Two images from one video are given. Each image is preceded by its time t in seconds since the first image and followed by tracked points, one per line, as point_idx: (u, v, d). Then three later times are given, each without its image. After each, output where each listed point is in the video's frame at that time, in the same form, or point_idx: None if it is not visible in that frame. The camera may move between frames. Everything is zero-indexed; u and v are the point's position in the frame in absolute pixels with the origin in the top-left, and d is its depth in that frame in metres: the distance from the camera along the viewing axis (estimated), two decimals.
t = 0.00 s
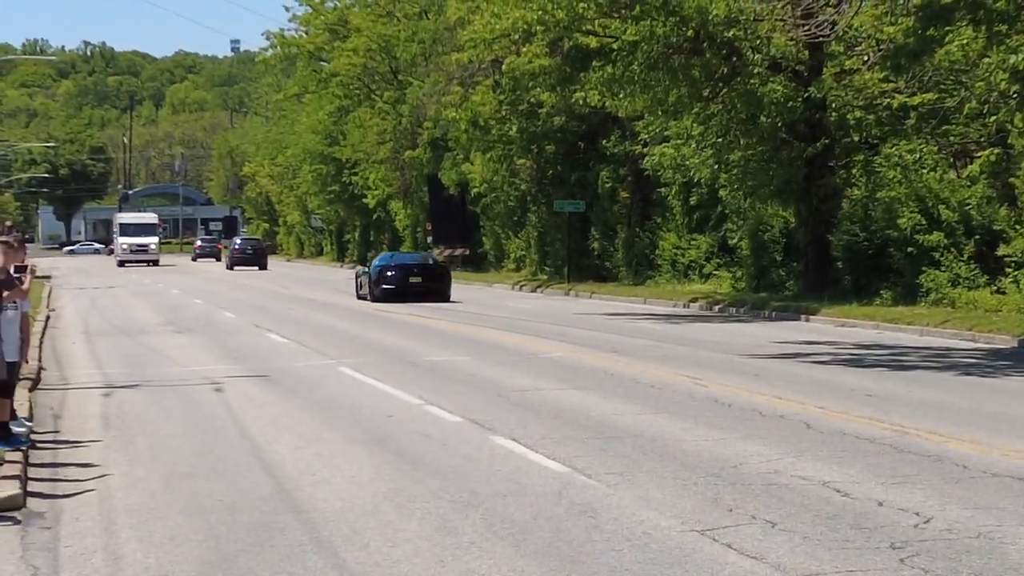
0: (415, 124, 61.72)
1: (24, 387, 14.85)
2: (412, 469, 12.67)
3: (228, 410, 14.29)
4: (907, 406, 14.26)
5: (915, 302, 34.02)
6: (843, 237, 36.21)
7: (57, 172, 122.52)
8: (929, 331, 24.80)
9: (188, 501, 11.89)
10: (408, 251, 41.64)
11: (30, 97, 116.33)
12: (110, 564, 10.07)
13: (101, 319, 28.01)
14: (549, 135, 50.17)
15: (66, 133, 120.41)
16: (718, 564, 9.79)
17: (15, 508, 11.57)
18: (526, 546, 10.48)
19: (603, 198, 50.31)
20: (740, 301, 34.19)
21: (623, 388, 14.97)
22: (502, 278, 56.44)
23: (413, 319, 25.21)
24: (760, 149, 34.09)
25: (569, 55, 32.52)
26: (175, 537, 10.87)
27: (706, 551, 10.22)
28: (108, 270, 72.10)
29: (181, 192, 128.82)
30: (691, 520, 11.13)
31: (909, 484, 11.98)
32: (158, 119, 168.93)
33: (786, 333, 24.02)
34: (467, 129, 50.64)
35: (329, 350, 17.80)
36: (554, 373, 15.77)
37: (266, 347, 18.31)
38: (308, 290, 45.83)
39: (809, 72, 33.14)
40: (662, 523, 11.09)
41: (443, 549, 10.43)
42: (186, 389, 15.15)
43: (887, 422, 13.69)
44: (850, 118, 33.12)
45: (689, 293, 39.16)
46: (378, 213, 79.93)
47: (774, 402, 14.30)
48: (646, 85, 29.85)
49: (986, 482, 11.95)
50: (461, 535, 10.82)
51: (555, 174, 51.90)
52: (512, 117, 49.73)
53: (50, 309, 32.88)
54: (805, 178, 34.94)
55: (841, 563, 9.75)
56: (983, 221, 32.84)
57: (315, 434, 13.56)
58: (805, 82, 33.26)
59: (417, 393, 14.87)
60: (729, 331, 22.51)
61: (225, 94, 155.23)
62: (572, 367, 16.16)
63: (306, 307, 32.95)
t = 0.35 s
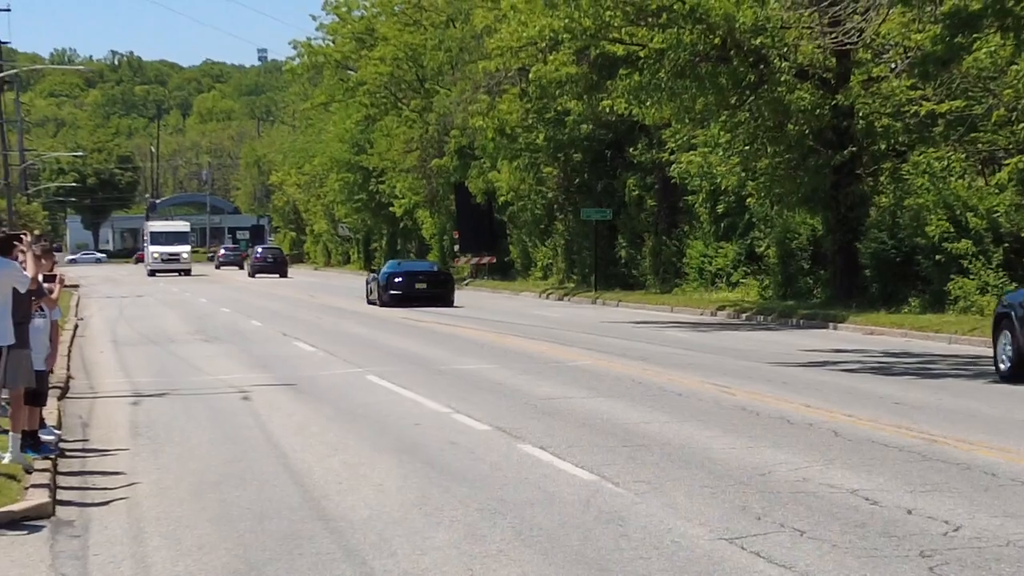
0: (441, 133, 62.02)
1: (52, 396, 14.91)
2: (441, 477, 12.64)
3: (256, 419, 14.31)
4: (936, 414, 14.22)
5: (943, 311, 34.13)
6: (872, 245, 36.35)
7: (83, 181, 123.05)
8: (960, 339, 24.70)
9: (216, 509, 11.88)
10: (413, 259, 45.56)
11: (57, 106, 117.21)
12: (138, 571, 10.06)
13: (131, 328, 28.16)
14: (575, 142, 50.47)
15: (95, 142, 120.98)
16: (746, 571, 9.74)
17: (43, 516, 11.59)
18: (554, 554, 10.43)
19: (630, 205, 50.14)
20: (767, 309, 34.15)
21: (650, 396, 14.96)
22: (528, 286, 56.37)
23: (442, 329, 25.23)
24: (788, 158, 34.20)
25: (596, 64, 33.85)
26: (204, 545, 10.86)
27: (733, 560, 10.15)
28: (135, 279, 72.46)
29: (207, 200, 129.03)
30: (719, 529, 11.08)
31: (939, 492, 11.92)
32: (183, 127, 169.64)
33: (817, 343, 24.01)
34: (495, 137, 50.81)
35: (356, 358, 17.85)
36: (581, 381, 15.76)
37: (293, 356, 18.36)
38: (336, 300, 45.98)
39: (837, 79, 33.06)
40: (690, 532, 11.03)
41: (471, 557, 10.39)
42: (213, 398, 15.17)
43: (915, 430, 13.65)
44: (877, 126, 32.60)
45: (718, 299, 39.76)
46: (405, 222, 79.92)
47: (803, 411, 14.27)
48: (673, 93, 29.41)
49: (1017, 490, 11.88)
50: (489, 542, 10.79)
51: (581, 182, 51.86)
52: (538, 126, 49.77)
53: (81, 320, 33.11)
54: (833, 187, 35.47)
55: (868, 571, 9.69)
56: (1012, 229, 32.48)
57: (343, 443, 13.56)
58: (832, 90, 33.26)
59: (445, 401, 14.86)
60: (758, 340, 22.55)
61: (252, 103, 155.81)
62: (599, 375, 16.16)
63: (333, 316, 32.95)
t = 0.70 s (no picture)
0: (473, 135, 62.10)
1: (86, 398, 14.97)
2: (475, 479, 12.62)
3: (290, 420, 14.33)
4: (970, 416, 14.16)
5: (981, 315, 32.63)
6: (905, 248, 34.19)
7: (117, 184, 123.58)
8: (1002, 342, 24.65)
9: (249, 510, 11.87)
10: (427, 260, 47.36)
11: (90, 109, 117.94)
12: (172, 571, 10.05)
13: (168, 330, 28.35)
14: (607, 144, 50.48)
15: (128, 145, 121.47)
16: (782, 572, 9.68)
17: (77, 518, 11.61)
18: (587, 556, 10.36)
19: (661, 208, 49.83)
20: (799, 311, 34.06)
21: (683, 398, 14.94)
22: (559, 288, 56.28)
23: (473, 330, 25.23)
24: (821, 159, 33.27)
25: (628, 67, 33.45)
26: (237, 546, 10.83)
27: (768, 562, 10.08)
28: (169, 281, 72.83)
29: (239, 203, 129.27)
30: (753, 531, 11.02)
31: (973, 494, 11.84)
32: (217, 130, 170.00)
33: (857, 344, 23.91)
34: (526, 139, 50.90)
35: (389, 360, 17.89)
36: (614, 383, 15.76)
37: (326, 357, 18.42)
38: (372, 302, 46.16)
39: (869, 81, 31.90)
40: (724, 534, 10.97)
41: (504, 558, 10.34)
42: (246, 400, 15.20)
43: (948, 432, 13.61)
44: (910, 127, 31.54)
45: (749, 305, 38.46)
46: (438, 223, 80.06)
47: (837, 413, 14.22)
48: (706, 94, 29.56)
49: None
50: (522, 544, 10.74)
51: (614, 185, 51.56)
52: (570, 128, 50.41)
53: (116, 322, 33.37)
54: (866, 189, 34.21)
55: (907, 572, 9.62)
56: None
57: (377, 445, 13.56)
58: (865, 91, 31.98)
59: (478, 404, 14.86)
60: (794, 342, 22.54)
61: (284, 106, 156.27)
62: (631, 377, 16.16)
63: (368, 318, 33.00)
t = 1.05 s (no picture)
0: (502, 139, 62.19)
1: (116, 402, 15.04)
2: (503, 483, 12.59)
3: (320, 425, 14.35)
4: (1000, 421, 14.09)
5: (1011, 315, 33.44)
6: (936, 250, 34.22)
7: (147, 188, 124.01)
8: None
9: (279, 515, 11.86)
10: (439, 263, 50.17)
11: (121, 114, 118.60)
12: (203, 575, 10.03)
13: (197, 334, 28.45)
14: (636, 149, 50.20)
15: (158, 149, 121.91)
16: None
17: (108, 522, 11.63)
18: (617, 560, 10.29)
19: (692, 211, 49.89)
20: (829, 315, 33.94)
21: (712, 402, 14.91)
22: (588, 293, 56.26)
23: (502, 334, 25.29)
24: (850, 163, 32.25)
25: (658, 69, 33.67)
26: (267, 550, 10.79)
27: (799, 567, 9.98)
28: (199, 286, 73.02)
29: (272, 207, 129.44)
30: (783, 535, 10.93)
31: (1005, 499, 11.74)
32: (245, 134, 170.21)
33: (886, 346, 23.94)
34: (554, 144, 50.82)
35: (419, 364, 17.93)
36: (642, 388, 15.75)
37: (354, 362, 18.47)
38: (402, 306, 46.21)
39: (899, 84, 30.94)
40: (754, 538, 10.88)
41: (534, 563, 10.28)
42: (276, 405, 15.23)
43: (979, 438, 13.54)
44: (940, 131, 30.26)
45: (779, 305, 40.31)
46: (467, 226, 80.10)
47: (867, 418, 14.18)
48: (735, 97, 29.51)
49: None
50: (551, 548, 10.66)
51: (643, 188, 51.96)
52: (600, 132, 49.02)
53: (146, 326, 33.53)
54: (897, 190, 32.48)
55: None
56: None
57: (407, 449, 13.56)
58: (894, 94, 31.08)
59: (506, 408, 14.87)
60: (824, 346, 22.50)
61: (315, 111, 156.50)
62: (659, 381, 16.16)
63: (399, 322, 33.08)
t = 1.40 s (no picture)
0: (528, 144, 62.23)
1: (143, 406, 15.07)
2: (529, 488, 12.53)
3: (345, 429, 14.36)
4: None
5: None
6: (962, 254, 34.04)
7: (173, 193, 124.60)
8: None
9: (305, 518, 11.82)
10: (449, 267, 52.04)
11: (147, 120, 119.30)
12: None
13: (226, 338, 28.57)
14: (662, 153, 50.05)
15: (183, 154, 122.31)
16: None
17: (133, 526, 11.61)
18: (643, 565, 10.19)
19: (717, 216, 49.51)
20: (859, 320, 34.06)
21: (739, 407, 14.89)
22: (614, 297, 56.23)
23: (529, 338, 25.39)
24: (876, 167, 32.88)
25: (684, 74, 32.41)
26: (293, 554, 10.72)
27: (827, 571, 9.86)
28: (225, 291, 73.30)
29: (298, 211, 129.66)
30: (810, 540, 10.82)
31: None
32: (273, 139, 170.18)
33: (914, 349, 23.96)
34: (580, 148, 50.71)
35: (446, 368, 17.97)
36: (668, 392, 15.73)
37: (381, 366, 18.51)
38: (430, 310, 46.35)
39: (925, 88, 31.27)
40: (780, 543, 10.77)
41: (560, 567, 10.19)
42: (301, 409, 15.25)
43: (1007, 442, 13.45)
44: (967, 135, 30.72)
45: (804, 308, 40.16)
46: (493, 231, 80.15)
47: (895, 422, 14.14)
48: (760, 102, 27.84)
49: None
50: (578, 553, 10.56)
51: (670, 192, 52.04)
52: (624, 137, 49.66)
53: (173, 330, 33.68)
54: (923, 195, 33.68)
55: None
56: None
57: (434, 454, 13.55)
58: (921, 99, 31.44)
59: (533, 412, 14.86)
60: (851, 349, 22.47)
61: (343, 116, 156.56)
62: (685, 386, 16.13)
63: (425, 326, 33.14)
